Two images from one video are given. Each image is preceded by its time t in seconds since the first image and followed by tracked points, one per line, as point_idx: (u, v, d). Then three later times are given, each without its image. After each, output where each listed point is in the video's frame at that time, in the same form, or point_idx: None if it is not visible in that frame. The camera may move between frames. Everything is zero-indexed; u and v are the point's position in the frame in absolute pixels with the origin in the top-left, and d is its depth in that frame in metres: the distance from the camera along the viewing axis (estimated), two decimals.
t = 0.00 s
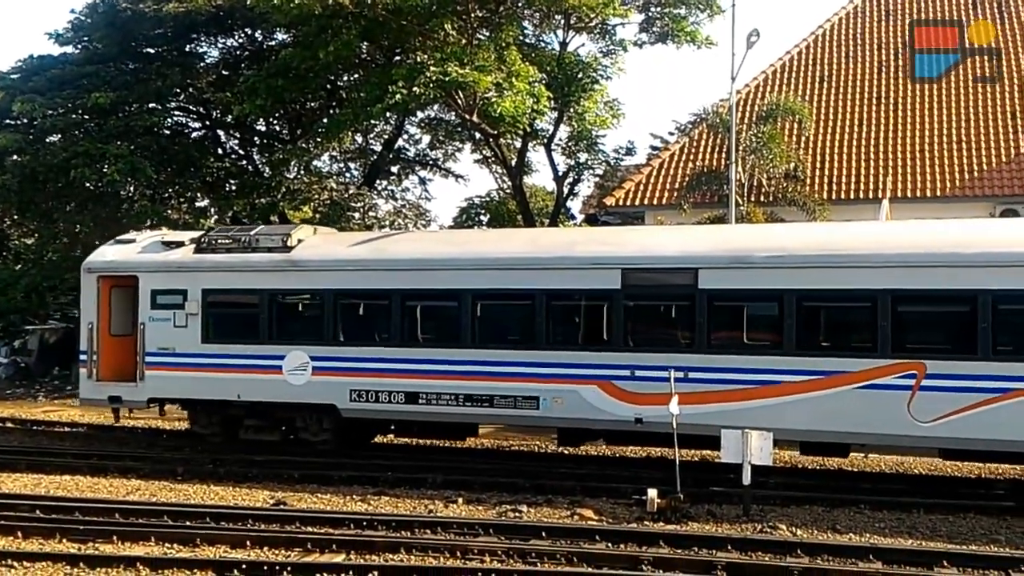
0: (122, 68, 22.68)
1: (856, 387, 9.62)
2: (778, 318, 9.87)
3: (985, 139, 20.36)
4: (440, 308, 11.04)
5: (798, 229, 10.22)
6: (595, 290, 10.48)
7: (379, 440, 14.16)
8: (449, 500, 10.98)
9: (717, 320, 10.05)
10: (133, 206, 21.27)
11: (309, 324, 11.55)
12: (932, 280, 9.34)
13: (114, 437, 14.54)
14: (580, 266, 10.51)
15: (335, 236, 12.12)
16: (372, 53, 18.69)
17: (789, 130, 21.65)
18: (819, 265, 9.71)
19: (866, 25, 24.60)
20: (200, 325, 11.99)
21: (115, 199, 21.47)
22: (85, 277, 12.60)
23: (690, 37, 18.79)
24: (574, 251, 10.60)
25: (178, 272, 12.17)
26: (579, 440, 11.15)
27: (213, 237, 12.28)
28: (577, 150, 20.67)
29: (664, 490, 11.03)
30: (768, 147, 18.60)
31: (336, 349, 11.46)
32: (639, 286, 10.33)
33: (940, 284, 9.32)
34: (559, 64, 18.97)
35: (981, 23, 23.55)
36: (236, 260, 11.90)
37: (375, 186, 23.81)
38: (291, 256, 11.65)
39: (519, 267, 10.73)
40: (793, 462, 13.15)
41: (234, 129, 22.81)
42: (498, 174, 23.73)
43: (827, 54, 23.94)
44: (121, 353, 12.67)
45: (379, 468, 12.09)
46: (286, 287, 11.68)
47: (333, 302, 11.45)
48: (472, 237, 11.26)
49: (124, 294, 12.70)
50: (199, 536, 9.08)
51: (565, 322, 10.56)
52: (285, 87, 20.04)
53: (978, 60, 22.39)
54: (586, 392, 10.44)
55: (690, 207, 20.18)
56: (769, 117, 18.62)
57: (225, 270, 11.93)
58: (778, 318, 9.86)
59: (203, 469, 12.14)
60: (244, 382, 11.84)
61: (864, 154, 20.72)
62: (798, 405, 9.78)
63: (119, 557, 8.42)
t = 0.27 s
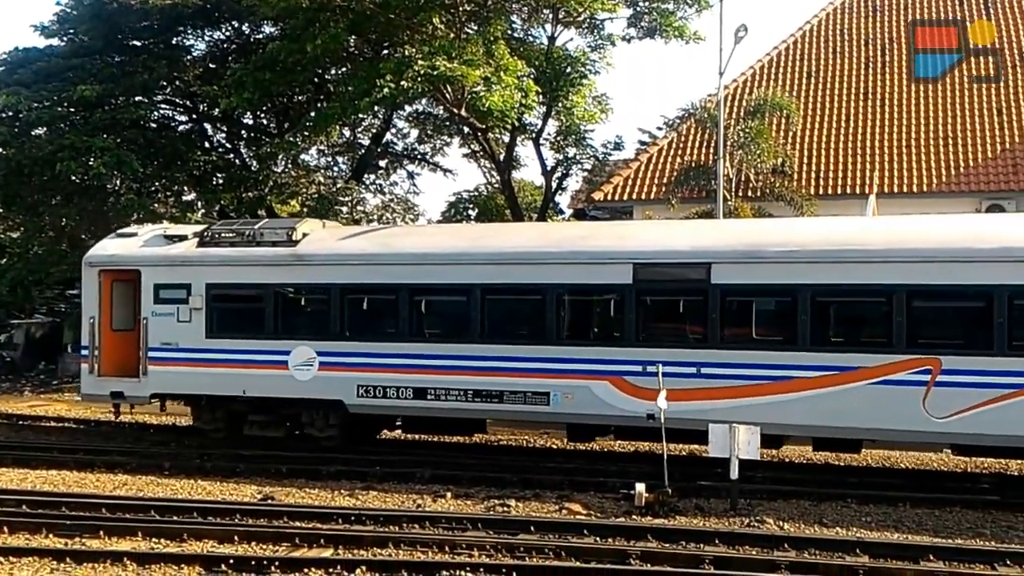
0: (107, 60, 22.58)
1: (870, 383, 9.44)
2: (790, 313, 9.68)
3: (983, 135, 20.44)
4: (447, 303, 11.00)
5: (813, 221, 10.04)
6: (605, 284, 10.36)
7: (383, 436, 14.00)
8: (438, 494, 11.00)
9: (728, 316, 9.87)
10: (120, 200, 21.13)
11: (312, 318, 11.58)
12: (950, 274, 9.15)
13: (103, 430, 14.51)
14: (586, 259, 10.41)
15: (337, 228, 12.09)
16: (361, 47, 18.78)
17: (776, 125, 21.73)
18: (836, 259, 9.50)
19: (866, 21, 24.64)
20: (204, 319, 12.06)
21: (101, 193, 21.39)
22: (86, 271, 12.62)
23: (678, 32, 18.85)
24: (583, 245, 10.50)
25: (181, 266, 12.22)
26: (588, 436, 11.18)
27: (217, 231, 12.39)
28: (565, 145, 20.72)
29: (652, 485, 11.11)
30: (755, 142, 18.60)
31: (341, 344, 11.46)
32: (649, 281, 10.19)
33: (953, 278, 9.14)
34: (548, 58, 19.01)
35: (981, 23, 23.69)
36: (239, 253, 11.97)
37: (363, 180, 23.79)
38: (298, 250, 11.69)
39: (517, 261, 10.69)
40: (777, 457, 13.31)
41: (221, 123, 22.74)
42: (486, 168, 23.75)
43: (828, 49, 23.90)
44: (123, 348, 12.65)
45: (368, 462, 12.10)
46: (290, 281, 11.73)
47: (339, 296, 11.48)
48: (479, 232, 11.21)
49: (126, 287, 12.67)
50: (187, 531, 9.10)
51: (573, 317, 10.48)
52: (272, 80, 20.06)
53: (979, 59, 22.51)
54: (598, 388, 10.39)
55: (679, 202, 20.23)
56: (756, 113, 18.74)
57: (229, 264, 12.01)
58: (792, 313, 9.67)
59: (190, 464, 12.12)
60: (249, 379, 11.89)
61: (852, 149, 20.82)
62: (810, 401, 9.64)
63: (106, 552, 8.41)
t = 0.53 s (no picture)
0: (91, 54, 22.34)
1: (880, 379, 9.94)
2: (800, 310, 10.21)
3: (980, 134, 20.34)
4: (458, 299, 11.56)
5: (820, 217, 10.50)
6: (618, 280, 10.89)
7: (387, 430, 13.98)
8: (423, 489, 10.95)
9: (740, 312, 10.40)
10: (104, 194, 21.07)
11: (321, 313, 12.15)
12: (957, 269, 9.63)
13: (89, 426, 14.49)
14: (592, 256, 10.96)
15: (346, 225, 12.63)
16: (346, 41, 18.87)
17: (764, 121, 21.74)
18: (848, 255, 9.99)
19: (864, 23, 24.56)
20: (205, 314, 12.63)
21: (85, 187, 21.29)
22: (86, 266, 13.20)
23: (664, 27, 18.87)
24: (593, 241, 11.01)
25: (183, 261, 12.80)
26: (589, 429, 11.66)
27: (218, 226, 12.99)
28: (552, 140, 20.71)
29: (638, 479, 11.10)
30: (741, 138, 18.62)
31: (346, 340, 12.07)
32: (660, 276, 10.72)
33: (959, 274, 9.63)
34: (534, 53, 18.94)
35: (980, 23, 23.60)
36: (248, 249, 12.52)
37: (350, 175, 23.66)
38: (301, 245, 12.26)
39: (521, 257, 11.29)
40: (764, 451, 13.26)
41: (206, 117, 22.39)
42: (472, 163, 23.77)
43: (825, 52, 23.83)
44: (123, 343, 13.30)
45: (357, 457, 12.14)
46: (298, 276, 12.29)
47: (344, 292, 12.05)
48: (491, 229, 11.69)
49: (125, 283, 13.28)
50: (172, 527, 9.18)
51: (582, 313, 11.03)
52: (258, 74, 19.91)
53: (980, 59, 22.47)
54: (606, 383, 10.91)
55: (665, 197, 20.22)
56: (743, 108, 18.77)
57: (232, 259, 12.59)
58: (803, 309, 10.19)
59: (175, 460, 12.10)
60: (254, 374, 12.45)
61: (837, 143, 20.87)
62: (819, 395, 10.16)
63: (90, 549, 8.64)
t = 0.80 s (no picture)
0: (74, 48, 22.33)
1: (892, 375, 9.92)
2: (812, 307, 10.16)
3: (971, 129, 21.77)
4: (464, 295, 11.47)
5: (831, 214, 10.46)
6: (628, 276, 10.81)
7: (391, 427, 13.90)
8: (408, 485, 10.95)
9: (751, 309, 10.36)
10: (86, 188, 20.92)
11: (325, 309, 12.02)
12: (967, 265, 9.61)
13: (70, 423, 14.38)
14: (601, 252, 10.89)
15: (349, 220, 12.50)
16: (329, 35, 19.46)
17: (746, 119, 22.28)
18: (860, 252, 9.94)
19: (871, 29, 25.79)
20: (207, 310, 12.49)
21: (67, 182, 21.24)
22: (86, 261, 13.05)
23: (648, 23, 19.75)
24: (602, 237, 10.94)
25: (184, 257, 12.65)
26: (597, 426, 11.58)
27: (219, 222, 12.84)
28: (538, 135, 21.68)
29: (623, 475, 11.15)
30: (726, 134, 19.21)
31: (351, 337, 11.95)
32: (670, 272, 10.64)
33: (975, 270, 9.58)
34: (519, 49, 19.90)
35: (980, 24, 25.27)
36: (250, 244, 12.39)
37: (334, 170, 23.84)
38: (304, 241, 12.12)
39: (527, 253, 11.21)
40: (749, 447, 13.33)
41: (189, 112, 22.46)
42: (457, 160, 24.45)
43: (828, 57, 25.09)
44: (121, 339, 13.15)
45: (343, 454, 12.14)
46: (301, 272, 12.16)
47: (348, 288, 11.93)
48: (498, 224, 11.61)
49: (124, 279, 13.13)
50: (155, 523, 9.28)
51: (591, 309, 10.96)
52: (241, 69, 19.79)
53: (979, 59, 24.01)
54: (614, 380, 10.83)
55: (650, 193, 20.65)
56: (728, 105, 19.26)
57: (233, 255, 12.44)
58: (814, 305, 10.15)
59: (158, 456, 12.15)
60: (257, 370, 12.31)
61: (818, 147, 22.04)
62: (829, 392, 10.13)
63: (73, 545, 8.62)
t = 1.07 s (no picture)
0: (52, 43, 22.19)
1: (897, 374, 9.91)
2: (818, 306, 10.14)
3: (957, 129, 22.13)
4: (466, 294, 11.39)
5: (835, 212, 10.43)
6: (631, 275, 10.76)
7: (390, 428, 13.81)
8: (388, 484, 11.03)
9: (756, 308, 10.34)
10: (64, 185, 21.00)
11: (324, 308, 11.91)
12: (973, 265, 9.61)
13: (45, 422, 14.28)
14: (605, 250, 10.84)
15: (347, 217, 12.37)
16: (310, 33, 20.11)
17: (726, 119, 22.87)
18: (865, 251, 9.93)
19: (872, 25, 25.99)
20: (203, 309, 12.35)
21: (44, 178, 21.15)
22: (79, 260, 12.82)
23: (629, 22, 20.37)
24: (605, 236, 10.88)
25: (180, 255, 12.50)
26: (600, 426, 11.53)
27: (215, 219, 12.70)
28: (519, 134, 22.61)
29: (602, 473, 11.27)
30: (705, 134, 19.87)
31: (350, 336, 11.84)
32: (673, 271, 10.60)
33: (981, 270, 9.58)
34: (501, 47, 20.74)
35: (979, 24, 25.37)
36: (247, 243, 12.26)
37: (314, 168, 24.16)
38: (303, 239, 12.00)
39: (527, 251, 11.15)
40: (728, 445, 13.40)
41: (168, 109, 22.73)
42: (438, 158, 25.26)
43: (825, 54, 25.36)
44: (115, 338, 12.95)
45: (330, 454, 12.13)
46: (299, 271, 12.05)
47: (348, 287, 11.83)
48: (500, 222, 11.53)
49: (118, 277, 12.95)
50: (132, 523, 9.31)
51: (594, 308, 10.90)
52: (220, 66, 20.38)
53: (979, 59, 24.16)
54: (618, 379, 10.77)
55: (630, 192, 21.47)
56: (708, 105, 19.96)
57: (230, 253, 12.30)
58: (818, 304, 10.13)
59: (135, 455, 12.19)
60: (255, 370, 12.18)
61: (800, 146, 22.42)
62: (834, 392, 10.11)
63: (50, 544, 8.61)
